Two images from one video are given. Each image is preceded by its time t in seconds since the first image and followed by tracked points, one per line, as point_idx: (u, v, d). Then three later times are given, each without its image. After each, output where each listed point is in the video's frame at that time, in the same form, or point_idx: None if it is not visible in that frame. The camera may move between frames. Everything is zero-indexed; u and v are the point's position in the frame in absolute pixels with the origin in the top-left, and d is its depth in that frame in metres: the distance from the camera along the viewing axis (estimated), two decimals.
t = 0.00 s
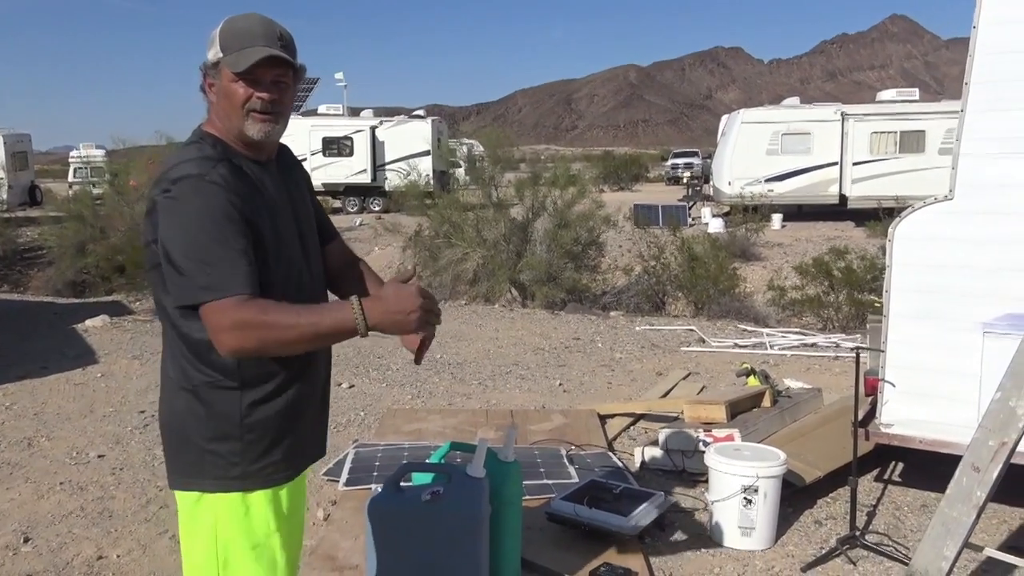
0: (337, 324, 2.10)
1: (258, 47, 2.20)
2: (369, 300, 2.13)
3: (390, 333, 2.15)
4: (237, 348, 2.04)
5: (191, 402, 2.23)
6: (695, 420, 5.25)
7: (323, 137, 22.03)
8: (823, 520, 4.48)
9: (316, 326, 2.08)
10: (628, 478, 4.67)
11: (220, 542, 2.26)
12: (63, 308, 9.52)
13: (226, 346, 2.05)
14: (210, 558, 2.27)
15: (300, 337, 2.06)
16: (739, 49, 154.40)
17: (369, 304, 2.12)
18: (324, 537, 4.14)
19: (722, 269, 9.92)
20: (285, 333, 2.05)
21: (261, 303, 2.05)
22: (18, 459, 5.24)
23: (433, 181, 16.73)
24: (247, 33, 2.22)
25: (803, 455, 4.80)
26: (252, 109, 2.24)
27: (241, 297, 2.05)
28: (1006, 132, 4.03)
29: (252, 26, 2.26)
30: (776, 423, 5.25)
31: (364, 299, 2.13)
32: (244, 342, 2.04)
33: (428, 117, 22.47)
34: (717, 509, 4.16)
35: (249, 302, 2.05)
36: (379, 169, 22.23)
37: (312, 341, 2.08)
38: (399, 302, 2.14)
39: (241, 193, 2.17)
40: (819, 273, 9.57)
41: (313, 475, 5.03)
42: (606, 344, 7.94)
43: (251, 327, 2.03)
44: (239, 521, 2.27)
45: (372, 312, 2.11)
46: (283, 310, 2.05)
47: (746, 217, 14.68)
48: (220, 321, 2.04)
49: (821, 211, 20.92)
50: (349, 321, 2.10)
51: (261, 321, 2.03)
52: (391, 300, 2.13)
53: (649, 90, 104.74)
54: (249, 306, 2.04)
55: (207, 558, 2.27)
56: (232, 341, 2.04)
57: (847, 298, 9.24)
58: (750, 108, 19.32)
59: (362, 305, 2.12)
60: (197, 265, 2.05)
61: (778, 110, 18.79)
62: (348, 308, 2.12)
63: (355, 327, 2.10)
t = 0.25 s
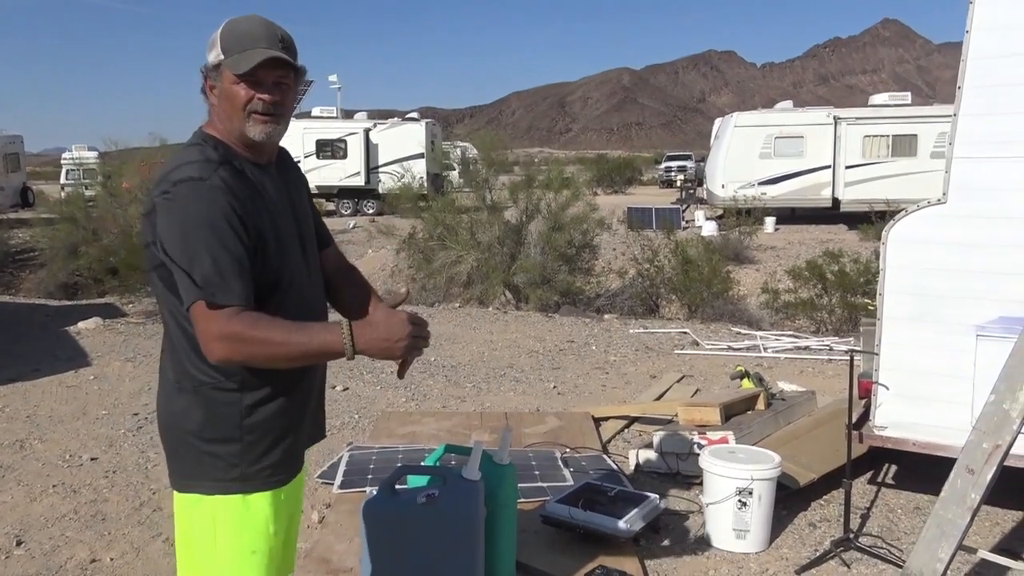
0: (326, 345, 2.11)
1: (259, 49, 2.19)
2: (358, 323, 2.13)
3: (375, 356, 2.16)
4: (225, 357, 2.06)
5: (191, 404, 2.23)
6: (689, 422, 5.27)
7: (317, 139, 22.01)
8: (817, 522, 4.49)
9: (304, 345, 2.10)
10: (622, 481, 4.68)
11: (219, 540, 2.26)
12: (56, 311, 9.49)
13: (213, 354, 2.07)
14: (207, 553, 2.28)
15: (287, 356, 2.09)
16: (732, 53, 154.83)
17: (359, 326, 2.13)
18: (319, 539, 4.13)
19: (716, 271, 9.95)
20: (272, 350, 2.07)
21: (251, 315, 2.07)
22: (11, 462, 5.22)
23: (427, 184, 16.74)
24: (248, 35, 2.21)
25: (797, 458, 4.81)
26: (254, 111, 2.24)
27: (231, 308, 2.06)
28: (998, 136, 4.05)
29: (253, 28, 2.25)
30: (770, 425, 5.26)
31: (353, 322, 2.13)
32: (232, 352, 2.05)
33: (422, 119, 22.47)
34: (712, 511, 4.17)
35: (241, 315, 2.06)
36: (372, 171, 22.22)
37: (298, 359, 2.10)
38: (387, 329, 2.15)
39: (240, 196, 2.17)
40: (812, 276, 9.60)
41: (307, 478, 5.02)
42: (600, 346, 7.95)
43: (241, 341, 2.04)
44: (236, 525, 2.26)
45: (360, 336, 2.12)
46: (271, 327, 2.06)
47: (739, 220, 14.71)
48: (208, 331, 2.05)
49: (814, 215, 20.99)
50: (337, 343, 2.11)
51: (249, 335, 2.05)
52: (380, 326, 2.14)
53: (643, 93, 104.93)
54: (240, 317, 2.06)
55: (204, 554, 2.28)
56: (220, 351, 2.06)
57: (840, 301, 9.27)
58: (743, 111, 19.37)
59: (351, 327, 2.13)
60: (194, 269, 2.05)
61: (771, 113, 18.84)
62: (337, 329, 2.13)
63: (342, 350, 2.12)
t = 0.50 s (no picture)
0: (320, 346, 2.12)
1: (258, 48, 2.19)
2: (353, 324, 2.13)
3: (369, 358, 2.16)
4: (221, 356, 2.06)
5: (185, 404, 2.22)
6: (684, 424, 5.29)
7: (313, 140, 22.00)
8: (811, 524, 4.49)
9: (298, 347, 2.10)
10: (616, 482, 4.68)
11: (215, 541, 2.26)
12: (50, 310, 9.46)
13: (208, 353, 2.07)
14: (204, 555, 2.27)
15: (280, 357, 2.09)
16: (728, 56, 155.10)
17: (352, 327, 2.13)
18: (313, 540, 4.12)
19: (711, 274, 9.97)
20: (266, 350, 2.07)
21: (246, 316, 2.08)
22: (4, 461, 5.20)
23: (423, 185, 16.73)
24: (247, 35, 2.21)
25: (791, 460, 4.82)
26: (252, 109, 2.24)
27: (226, 308, 2.06)
28: (993, 140, 4.07)
29: (252, 27, 2.25)
30: (764, 427, 5.27)
31: (347, 324, 2.13)
32: (227, 352, 2.06)
33: (418, 120, 22.46)
34: (706, 514, 4.17)
35: (236, 316, 2.06)
36: (368, 172, 22.21)
37: (293, 360, 2.11)
38: (381, 330, 2.15)
39: (237, 196, 2.16)
40: (807, 279, 9.62)
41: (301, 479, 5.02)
42: (594, 348, 7.95)
43: (235, 341, 2.05)
44: (231, 524, 2.26)
45: (355, 338, 2.12)
46: (266, 328, 2.07)
47: (734, 223, 14.73)
48: (203, 330, 2.06)
49: (809, 218, 21.04)
50: (330, 345, 2.11)
51: (244, 336, 2.05)
52: (375, 327, 2.14)
53: (639, 96, 105.05)
54: (236, 317, 2.06)
55: (200, 555, 2.27)
56: (214, 350, 2.06)
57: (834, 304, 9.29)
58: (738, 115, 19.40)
59: (345, 328, 2.13)
60: (190, 268, 2.05)
61: (767, 116, 18.88)
62: (332, 331, 2.13)
63: (335, 351, 2.12)
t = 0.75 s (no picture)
0: (318, 347, 2.12)
1: (255, 50, 2.19)
2: (352, 326, 2.14)
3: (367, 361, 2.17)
4: (220, 356, 2.06)
5: (184, 404, 2.22)
6: (681, 424, 5.30)
7: (311, 139, 22.00)
8: (808, 525, 4.50)
9: (297, 347, 2.10)
10: (613, 482, 4.69)
11: (214, 539, 2.26)
12: (48, 310, 9.46)
13: (206, 352, 2.07)
14: (203, 555, 2.27)
15: (279, 357, 2.09)
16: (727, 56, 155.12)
17: (351, 328, 2.14)
18: (310, 540, 4.13)
19: (709, 274, 9.97)
20: (265, 351, 2.07)
21: (245, 316, 2.08)
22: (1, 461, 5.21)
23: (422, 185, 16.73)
24: (243, 36, 2.20)
25: (789, 460, 4.83)
26: (249, 110, 2.24)
27: (225, 308, 2.06)
28: (989, 141, 4.08)
29: (246, 27, 2.24)
30: (762, 427, 5.28)
31: (347, 326, 2.13)
32: (225, 352, 2.05)
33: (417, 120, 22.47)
34: (703, 513, 4.17)
35: (235, 316, 2.06)
36: (367, 172, 22.21)
37: (290, 361, 2.11)
38: (379, 333, 2.16)
39: (234, 196, 2.16)
40: (805, 280, 9.62)
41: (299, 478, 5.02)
42: (593, 348, 7.95)
43: (234, 341, 2.05)
44: (230, 524, 2.26)
45: (354, 340, 2.12)
46: (265, 328, 2.07)
47: (733, 223, 14.73)
48: (201, 330, 2.06)
49: (808, 218, 21.05)
50: (328, 346, 2.12)
51: (242, 337, 2.05)
52: (374, 331, 2.15)
53: (638, 96, 105.05)
54: (234, 318, 2.06)
55: (199, 555, 2.27)
56: (214, 350, 2.06)
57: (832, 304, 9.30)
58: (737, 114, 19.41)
59: (344, 330, 2.13)
60: (187, 268, 2.05)
61: (766, 116, 18.88)
62: (330, 332, 2.13)
63: (334, 352, 2.12)
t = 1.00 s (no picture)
0: (325, 344, 2.13)
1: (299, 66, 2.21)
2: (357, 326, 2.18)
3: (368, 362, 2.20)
4: (229, 355, 2.05)
5: (183, 403, 2.22)
6: (679, 424, 5.30)
7: (311, 138, 22.00)
8: (805, 525, 4.50)
9: (305, 344, 2.12)
10: (610, 481, 4.69)
11: (215, 539, 2.25)
12: (46, 308, 9.46)
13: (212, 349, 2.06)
14: (205, 555, 2.26)
15: (286, 354, 2.09)
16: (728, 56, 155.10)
17: (356, 327, 2.18)
18: (307, 539, 4.12)
19: (708, 273, 9.97)
20: (273, 347, 2.07)
21: (253, 315, 2.08)
22: None
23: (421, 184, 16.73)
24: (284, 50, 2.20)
25: (786, 460, 4.83)
26: (278, 121, 2.25)
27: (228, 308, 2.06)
28: (987, 142, 4.07)
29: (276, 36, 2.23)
30: (760, 427, 5.28)
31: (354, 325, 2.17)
32: (234, 351, 2.05)
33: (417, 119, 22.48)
34: (700, 513, 4.17)
35: (242, 315, 2.06)
36: (366, 171, 22.21)
37: (296, 358, 2.12)
38: (381, 334, 2.20)
39: (230, 193, 2.16)
40: (803, 280, 9.63)
41: (297, 477, 5.02)
42: (591, 348, 7.96)
43: (243, 340, 2.05)
44: (231, 522, 2.26)
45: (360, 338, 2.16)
46: (274, 327, 2.08)
47: (732, 222, 14.73)
48: (208, 327, 2.05)
49: (807, 218, 21.06)
50: (335, 344, 2.14)
51: (248, 334, 2.05)
52: (380, 331, 2.20)
53: (638, 95, 105.04)
54: (242, 317, 2.06)
55: (201, 555, 2.26)
56: (221, 350, 2.05)
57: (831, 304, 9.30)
58: (737, 114, 19.41)
59: (349, 330, 2.17)
60: (187, 268, 2.05)
61: (766, 116, 18.88)
62: (335, 330, 2.16)
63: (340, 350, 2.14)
